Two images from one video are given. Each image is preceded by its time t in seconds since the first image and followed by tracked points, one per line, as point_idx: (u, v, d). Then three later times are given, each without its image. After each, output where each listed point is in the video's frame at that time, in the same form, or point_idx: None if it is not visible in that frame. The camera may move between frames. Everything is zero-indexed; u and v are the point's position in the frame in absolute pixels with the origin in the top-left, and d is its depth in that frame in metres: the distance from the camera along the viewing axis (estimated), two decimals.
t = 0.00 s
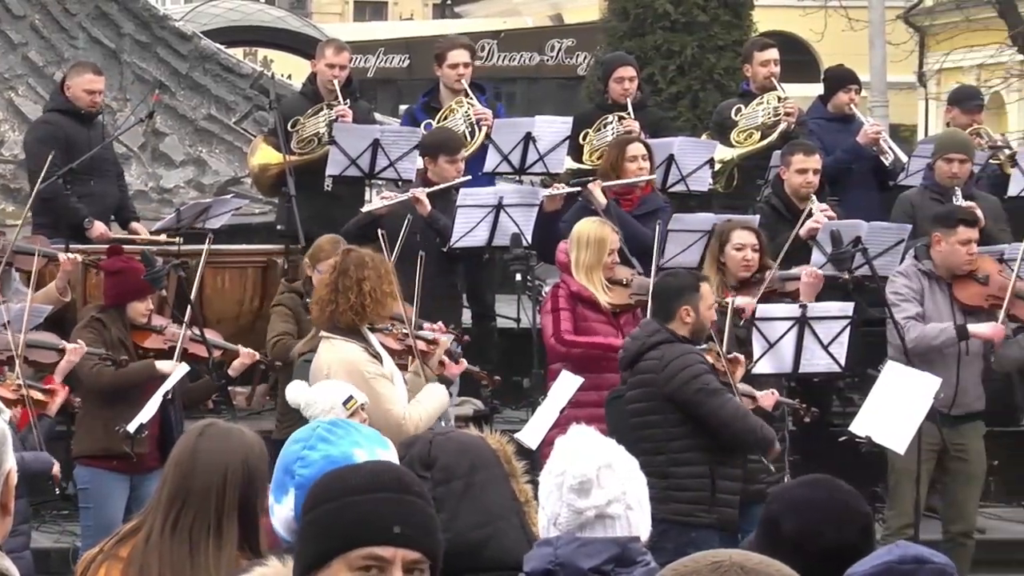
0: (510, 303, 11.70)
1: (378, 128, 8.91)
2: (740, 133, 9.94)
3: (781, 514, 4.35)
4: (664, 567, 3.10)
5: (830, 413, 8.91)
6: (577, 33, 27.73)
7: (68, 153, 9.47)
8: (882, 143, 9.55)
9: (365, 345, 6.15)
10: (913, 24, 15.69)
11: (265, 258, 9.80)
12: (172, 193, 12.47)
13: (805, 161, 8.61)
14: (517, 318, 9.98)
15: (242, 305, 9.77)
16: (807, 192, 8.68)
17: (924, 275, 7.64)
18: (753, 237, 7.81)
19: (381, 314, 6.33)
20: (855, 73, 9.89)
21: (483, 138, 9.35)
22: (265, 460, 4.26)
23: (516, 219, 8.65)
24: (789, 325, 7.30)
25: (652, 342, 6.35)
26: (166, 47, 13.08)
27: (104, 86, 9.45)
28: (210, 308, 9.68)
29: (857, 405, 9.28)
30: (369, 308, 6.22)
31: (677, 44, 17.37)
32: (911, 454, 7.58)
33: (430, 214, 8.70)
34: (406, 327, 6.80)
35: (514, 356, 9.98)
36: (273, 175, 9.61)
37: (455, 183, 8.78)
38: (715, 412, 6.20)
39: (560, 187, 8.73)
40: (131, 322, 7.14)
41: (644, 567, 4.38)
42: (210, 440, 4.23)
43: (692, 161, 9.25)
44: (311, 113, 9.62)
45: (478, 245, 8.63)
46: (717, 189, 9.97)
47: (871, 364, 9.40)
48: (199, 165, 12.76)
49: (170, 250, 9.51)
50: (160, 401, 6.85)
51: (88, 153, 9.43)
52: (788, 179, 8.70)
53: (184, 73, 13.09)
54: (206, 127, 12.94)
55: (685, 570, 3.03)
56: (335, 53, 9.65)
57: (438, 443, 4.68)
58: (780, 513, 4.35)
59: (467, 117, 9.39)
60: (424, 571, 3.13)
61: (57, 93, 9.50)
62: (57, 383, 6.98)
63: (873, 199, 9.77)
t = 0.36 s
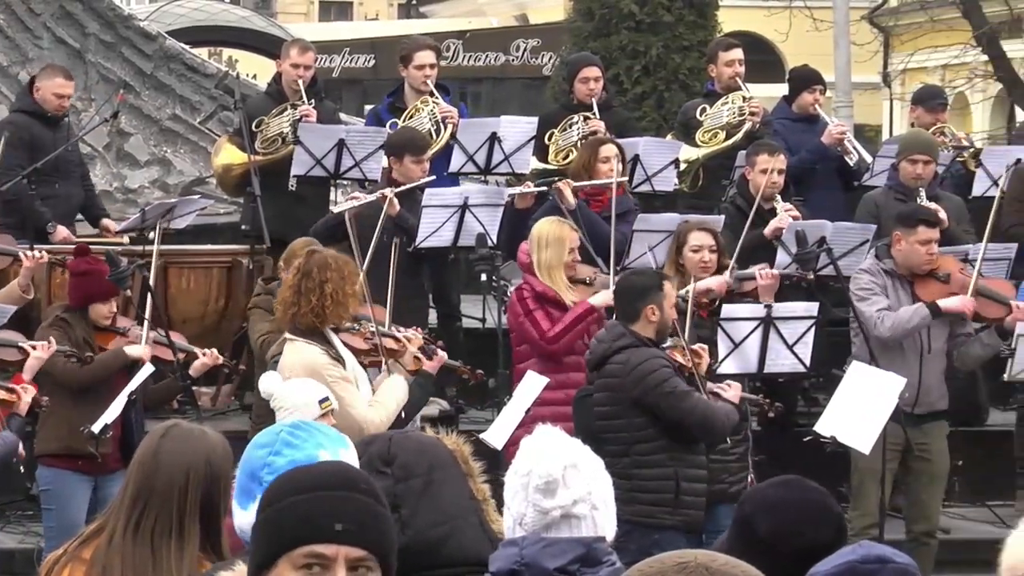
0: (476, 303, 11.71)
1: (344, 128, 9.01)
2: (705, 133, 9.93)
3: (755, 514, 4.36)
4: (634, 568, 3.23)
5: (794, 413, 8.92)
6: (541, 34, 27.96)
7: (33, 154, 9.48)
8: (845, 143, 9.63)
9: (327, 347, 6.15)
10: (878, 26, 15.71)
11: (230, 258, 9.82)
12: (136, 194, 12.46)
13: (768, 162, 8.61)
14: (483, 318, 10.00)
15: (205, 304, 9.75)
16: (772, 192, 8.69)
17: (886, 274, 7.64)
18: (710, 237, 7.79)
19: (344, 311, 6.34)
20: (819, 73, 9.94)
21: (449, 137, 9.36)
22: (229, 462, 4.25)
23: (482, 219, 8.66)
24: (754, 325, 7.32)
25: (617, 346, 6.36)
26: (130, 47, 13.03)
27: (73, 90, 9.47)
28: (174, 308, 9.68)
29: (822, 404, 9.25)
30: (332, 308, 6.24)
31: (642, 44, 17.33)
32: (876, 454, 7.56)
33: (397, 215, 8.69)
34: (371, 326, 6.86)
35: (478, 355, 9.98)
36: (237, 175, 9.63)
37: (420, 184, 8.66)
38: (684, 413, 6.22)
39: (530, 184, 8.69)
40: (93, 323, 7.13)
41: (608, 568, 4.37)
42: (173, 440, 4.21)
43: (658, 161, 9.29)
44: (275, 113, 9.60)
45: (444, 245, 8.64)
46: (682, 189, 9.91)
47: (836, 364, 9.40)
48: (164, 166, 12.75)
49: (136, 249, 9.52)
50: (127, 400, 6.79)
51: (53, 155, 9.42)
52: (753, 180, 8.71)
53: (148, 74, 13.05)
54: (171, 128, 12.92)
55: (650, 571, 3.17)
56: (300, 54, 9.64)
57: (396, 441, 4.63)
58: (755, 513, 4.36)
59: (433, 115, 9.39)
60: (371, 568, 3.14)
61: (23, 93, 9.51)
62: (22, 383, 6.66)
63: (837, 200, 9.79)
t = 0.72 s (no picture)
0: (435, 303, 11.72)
1: (303, 128, 9.05)
2: (664, 133, 9.92)
3: (722, 515, 4.37)
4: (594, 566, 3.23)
5: (753, 413, 8.94)
6: (502, 34, 27.99)
7: None
8: (805, 143, 9.61)
9: (285, 346, 6.15)
10: (838, 26, 15.78)
11: (190, 258, 9.96)
12: (95, 193, 12.73)
13: (729, 162, 8.59)
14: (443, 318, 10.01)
15: (163, 304, 9.90)
16: (731, 192, 8.66)
17: (843, 275, 7.65)
18: (672, 236, 7.72)
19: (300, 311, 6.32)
20: (779, 74, 9.95)
21: (409, 134, 9.42)
22: (187, 463, 4.23)
23: (441, 219, 8.71)
24: (714, 325, 7.36)
25: (578, 347, 6.35)
26: (89, 47, 13.25)
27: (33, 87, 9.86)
28: (134, 307, 9.82)
29: (781, 405, 9.34)
30: (288, 306, 6.21)
31: (602, 44, 17.65)
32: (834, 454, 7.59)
33: (355, 214, 8.73)
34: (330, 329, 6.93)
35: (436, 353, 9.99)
36: (196, 175, 9.60)
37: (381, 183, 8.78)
38: (640, 421, 6.22)
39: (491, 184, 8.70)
40: (49, 322, 7.09)
41: (569, 568, 4.40)
42: (133, 440, 4.19)
43: (618, 161, 9.43)
44: (234, 112, 9.60)
45: (404, 245, 8.69)
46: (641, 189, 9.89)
47: (795, 365, 9.41)
48: (123, 165, 13.04)
49: (93, 250, 9.65)
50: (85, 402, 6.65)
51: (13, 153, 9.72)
52: (713, 179, 8.68)
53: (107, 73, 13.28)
54: (129, 128, 13.18)
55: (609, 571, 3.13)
56: (259, 54, 9.64)
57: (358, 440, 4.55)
58: (721, 515, 4.36)
59: (394, 113, 9.43)
60: (325, 564, 3.14)
61: None
62: None
63: (796, 200, 9.80)
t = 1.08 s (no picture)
0: (396, 303, 11.74)
1: (263, 128, 9.12)
2: (624, 133, 9.91)
3: (683, 516, 4.37)
4: (552, 566, 3.26)
5: (711, 413, 8.95)
6: (461, 33, 28.18)
7: None
8: (764, 144, 9.60)
9: (243, 342, 6.22)
10: (798, 24, 15.87)
11: (149, 257, 9.83)
12: (54, 194, 13.12)
13: (689, 162, 8.58)
14: (403, 318, 10.02)
15: (121, 304, 9.73)
16: (691, 192, 8.68)
17: (801, 275, 7.65)
18: (637, 234, 7.70)
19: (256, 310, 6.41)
20: (738, 74, 9.97)
21: (370, 131, 9.49)
22: (147, 463, 4.21)
23: (401, 219, 8.80)
24: (673, 325, 7.38)
25: (538, 345, 6.34)
26: (47, 47, 13.72)
27: None
28: (93, 307, 9.66)
29: (740, 404, 9.29)
30: (245, 304, 6.30)
31: (561, 44, 19.09)
32: (793, 453, 7.60)
33: (313, 215, 8.74)
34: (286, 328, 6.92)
35: (396, 354, 10.00)
36: (155, 174, 9.64)
37: (340, 184, 8.91)
38: (599, 420, 6.23)
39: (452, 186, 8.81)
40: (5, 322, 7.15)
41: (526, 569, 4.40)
42: (93, 440, 4.18)
43: (577, 161, 9.48)
44: (193, 111, 9.65)
45: (363, 245, 8.73)
46: (601, 189, 9.95)
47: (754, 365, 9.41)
48: (83, 166, 13.47)
49: (52, 249, 9.64)
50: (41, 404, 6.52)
51: None
52: (673, 179, 8.69)
53: (67, 73, 13.77)
54: (89, 128, 13.67)
55: (567, 571, 3.17)
56: (218, 53, 9.69)
57: (320, 439, 4.62)
58: (682, 516, 4.37)
59: (356, 110, 9.51)
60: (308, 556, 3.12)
61: None
62: None
63: (755, 200, 9.81)
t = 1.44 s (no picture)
0: (356, 305, 11.75)
1: (223, 128, 9.26)
2: (585, 133, 9.99)
3: (631, 514, 4.39)
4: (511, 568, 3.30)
5: (671, 412, 8.87)
6: (422, 35, 28.42)
7: None
8: (725, 143, 9.66)
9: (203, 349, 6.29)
10: (755, 26, 16.04)
11: (109, 258, 9.97)
12: (13, 194, 13.23)
13: (649, 162, 8.60)
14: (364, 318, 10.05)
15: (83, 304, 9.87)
16: (651, 193, 8.66)
17: (760, 276, 7.65)
18: (584, 238, 7.75)
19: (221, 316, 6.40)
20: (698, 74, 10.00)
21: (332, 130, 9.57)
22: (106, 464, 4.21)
23: (361, 219, 8.73)
24: (633, 325, 7.37)
25: (501, 334, 6.39)
26: (7, 47, 14.03)
27: None
28: (52, 307, 9.80)
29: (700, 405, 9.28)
30: (209, 317, 6.31)
31: (522, 45, 19.07)
32: (752, 452, 7.61)
33: (271, 217, 8.74)
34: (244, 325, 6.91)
35: (357, 355, 9.98)
36: (115, 175, 9.87)
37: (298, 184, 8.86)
38: (568, 383, 6.26)
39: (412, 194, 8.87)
40: None
41: (487, 569, 4.53)
42: (54, 441, 4.17)
43: (536, 162, 9.42)
44: (153, 112, 9.82)
45: (323, 244, 8.69)
46: (562, 189, 10.03)
47: (714, 364, 9.42)
48: (41, 166, 13.65)
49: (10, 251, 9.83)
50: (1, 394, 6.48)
51: None
52: (633, 180, 8.69)
53: (26, 73, 14.08)
54: (48, 128, 13.89)
55: (525, 571, 3.24)
56: (178, 54, 9.84)
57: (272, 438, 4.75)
58: (632, 513, 4.38)
59: (319, 110, 9.61)
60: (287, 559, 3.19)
61: None
62: None
63: (715, 199, 9.84)
